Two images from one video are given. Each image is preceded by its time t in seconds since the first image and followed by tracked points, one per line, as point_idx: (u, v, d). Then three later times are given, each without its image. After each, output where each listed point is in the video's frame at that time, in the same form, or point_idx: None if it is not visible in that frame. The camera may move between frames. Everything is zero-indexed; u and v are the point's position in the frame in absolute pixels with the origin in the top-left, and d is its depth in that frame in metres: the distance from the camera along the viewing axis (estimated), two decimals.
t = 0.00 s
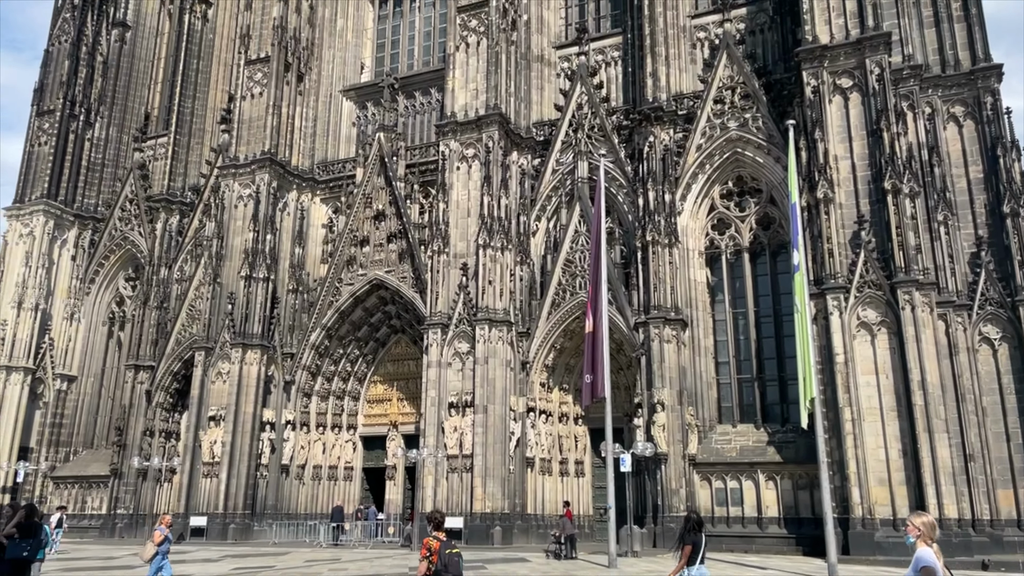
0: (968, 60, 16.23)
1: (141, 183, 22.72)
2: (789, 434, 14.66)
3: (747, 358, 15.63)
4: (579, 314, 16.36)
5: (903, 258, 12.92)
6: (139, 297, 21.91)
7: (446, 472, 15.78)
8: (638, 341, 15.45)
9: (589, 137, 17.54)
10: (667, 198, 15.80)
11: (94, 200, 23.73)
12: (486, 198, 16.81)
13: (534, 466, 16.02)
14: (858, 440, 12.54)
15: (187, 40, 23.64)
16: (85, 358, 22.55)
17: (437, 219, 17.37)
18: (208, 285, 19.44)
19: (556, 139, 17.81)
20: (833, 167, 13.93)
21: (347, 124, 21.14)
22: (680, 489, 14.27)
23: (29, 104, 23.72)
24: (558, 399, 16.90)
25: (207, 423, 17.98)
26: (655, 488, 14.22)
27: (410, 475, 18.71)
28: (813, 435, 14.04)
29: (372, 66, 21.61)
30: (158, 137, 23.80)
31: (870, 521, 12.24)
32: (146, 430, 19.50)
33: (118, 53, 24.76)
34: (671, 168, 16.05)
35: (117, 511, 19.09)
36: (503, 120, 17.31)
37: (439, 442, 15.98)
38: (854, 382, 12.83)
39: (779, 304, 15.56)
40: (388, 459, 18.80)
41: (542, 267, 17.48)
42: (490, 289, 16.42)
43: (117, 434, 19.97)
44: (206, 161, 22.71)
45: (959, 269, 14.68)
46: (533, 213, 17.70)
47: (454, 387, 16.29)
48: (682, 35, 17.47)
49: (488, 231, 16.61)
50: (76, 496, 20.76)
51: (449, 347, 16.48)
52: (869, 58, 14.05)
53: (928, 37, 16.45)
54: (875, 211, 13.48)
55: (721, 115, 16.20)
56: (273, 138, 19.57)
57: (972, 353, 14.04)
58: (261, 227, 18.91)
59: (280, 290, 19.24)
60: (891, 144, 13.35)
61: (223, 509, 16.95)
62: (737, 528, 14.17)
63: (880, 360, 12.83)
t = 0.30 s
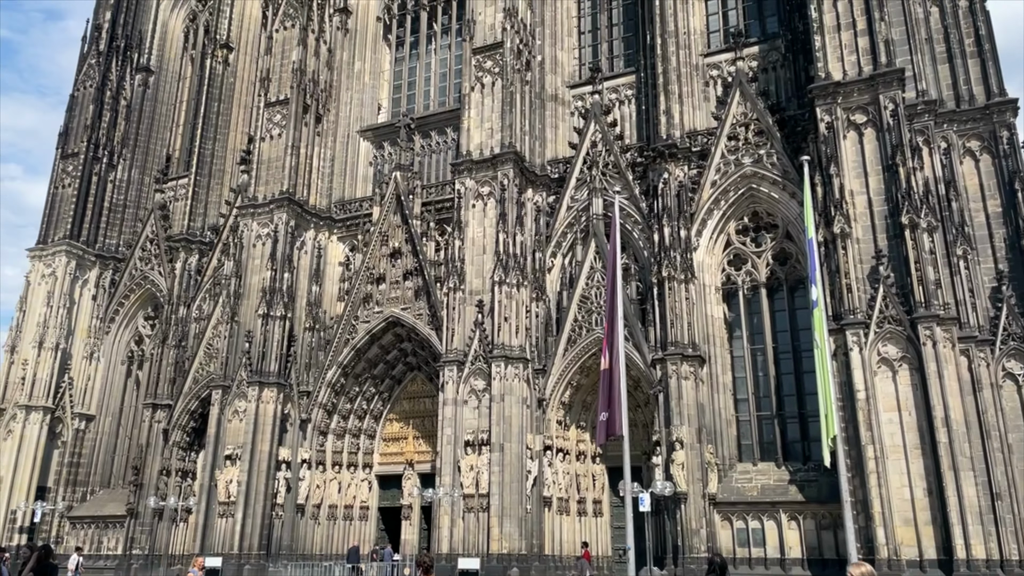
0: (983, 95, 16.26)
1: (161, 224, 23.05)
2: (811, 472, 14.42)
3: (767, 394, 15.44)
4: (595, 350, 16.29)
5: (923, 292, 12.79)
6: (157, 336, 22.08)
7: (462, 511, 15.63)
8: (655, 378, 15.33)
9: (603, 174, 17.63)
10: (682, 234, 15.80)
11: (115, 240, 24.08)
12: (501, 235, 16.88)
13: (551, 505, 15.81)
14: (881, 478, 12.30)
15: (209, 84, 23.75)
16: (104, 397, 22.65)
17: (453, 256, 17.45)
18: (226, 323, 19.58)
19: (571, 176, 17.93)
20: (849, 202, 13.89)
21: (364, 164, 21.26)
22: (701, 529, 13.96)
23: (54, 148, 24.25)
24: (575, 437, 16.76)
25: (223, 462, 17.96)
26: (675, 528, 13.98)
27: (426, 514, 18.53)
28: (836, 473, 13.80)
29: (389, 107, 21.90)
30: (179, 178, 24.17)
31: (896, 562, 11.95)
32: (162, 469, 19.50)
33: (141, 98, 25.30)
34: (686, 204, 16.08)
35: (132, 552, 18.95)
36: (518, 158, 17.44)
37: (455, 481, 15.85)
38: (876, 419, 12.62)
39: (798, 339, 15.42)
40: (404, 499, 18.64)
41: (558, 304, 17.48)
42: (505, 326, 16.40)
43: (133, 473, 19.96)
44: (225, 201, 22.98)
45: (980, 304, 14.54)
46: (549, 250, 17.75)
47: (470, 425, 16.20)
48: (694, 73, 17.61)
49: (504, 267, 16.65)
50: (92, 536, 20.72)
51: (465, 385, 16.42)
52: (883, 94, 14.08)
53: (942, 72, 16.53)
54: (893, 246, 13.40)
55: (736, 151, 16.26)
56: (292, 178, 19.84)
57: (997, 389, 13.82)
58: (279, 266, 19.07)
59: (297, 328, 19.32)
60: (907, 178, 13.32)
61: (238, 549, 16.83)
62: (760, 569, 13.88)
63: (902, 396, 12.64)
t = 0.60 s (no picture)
0: (992, 127, 16.28)
1: (174, 260, 23.24)
2: (827, 508, 14.20)
3: (781, 428, 15.25)
4: (606, 384, 16.19)
5: (937, 325, 12.67)
6: (169, 372, 22.14)
7: (473, 548, 15.41)
8: (668, 412, 15.20)
9: (613, 207, 17.68)
10: (693, 267, 15.77)
11: (129, 276, 24.27)
12: (511, 269, 16.89)
13: (563, 542, 15.58)
14: (899, 514, 12.10)
15: (223, 122, 23.92)
16: (115, 433, 22.65)
17: (463, 289, 17.48)
18: (237, 358, 19.63)
19: (580, 210, 18.00)
20: (860, 234, 13.84)
21: (376, 198, 21.59)
22: (716, 567, 13.67)
23: (71, 185, 24.61)
24: (587, 472, 16.62)
25: (233, 499, 17.85)
26: (690, 565, 13.74)
27: (436, 552, 18.31)
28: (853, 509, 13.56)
29: (400, 142, 22.23)
30: (193, 215, 24.41)
31: None
32: (172, 505, 19.42)
33: (157, 135, 25.66)
34: (696, 237, 16.08)
35: None
36: (528, 192, 17.53)
37: (466, 517, 15.69)
38: (893, 454, 12.45)
39: (812, 372, 15.27)
40: (414, 536, 18.43)
41: (569, 337, 17.44)
42: (516, 359, 16.32)
43: (143, 510, 19.85)
44: (238, 236, 23.15)
45: (996, 336, 14.44)
46: (559, 283, 17.76)
47: (481, 460, 16.06)
48: (703, 107, 17.73)
49: (514, 301, 16.63)
50: (101, 574, 20.60)
51: (476, 419, 16.32)
52: (892, 126, 14.11)
53: (951, 104, 16.63)
54: (905, 278, 13.32)
55: (745, 185, 16.29)
56: (304, 213, 20.00)
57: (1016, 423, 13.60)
58: (290, 300, 19.13)
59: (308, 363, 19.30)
60: (918, 211, 13.27)
61: None
62: None
63: (919, 430, 12.48)
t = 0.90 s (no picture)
0: (997, 160, 16.35)
1: (183, 294, 23.35)
2: (840, 545, 13.98)
3: (792, 463, 15.08)
4: (614, 418, 16.08)
5: (947, 358, 12.58)
6: (175, 406, 22.09)
7: None
8: (677, 447, 15.07)
9: (619, 240, 17.74)
10: (700, 299, 15.75)
11: (137, 310, 24.36)
12: (518, 301, 16.89)
13: None
14: (913, 550, 11.89)
15: (233, 157, 24.25)
16: (120, 468, 22.55)
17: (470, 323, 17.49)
18: (244, 392, 19.61)
19: (586, 243, 18.06)
20: (868, 267, 13.82)
21: (384, 232, 21.70)
22: None
23: (81, 221, 24.84)
24: (596, 508, 16.48)
25: (238, 535, 17.68)
26: None
27: None
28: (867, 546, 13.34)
29: (407, 177, 22.44)
30: (201, 249, 24.55)
31: None
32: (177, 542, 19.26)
33: (167, 171, 25.98)
34: (703, 269, 16.08)
35: None
36: (535, 225, 17.60)
37: (473, 554, 15.49)
38: (906, 489, 12.28)
39: (822, 406, 15.14)
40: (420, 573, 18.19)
41: (576, 370, 17.39)
42: (524, 393, 16.22)
43: (147, 547, 19.65)
44: (246, 271, 23.27)
45: (1008, 369, 14.33)
46: (566, 316, 17.73)
47: (488, 496, 15.89)
48: (708, 140, 17.84)
49: (521, 333, 16.59)
50: None
51: (484, 454, 16.19)
52: (897, 159, 14.17)
53: (955, 137, 16.58)
54: (914, 311, 13.26)
55: (751, 218, 16.34)
56: (312, 247, 20.11)
57: None
58: (297, 334, 19.14)
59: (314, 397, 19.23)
60: (925, 243, 13.27)
61: None
62: None
63: (931, 464, 12.32)
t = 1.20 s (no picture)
0: (999, 196, 16.44)
1: (186, 330, 23.36)
2: None
3: (799, 501, 14.88)
4: (619, 455, 15.93)
5: (954, 394, 12.49)
6: (177, 444, 21.96)
7: None
8: (682, 484, 14.90)
9: (622, 275, 17.76)
10: (704, 334, 15.70)
11: (140, 347, 24.33)
12: (521, 337, 16.86)
13: None
14: None
15: (238, 194, 24.46)
16: (121, 507, 22.33)
17: (473, 358, 17.42)
18: (246, 429, 19.51)
19: (590, 278, 18.09)
20: (872, 302, 13.79)
21: (387, 268, 21.78)
22: None
23: (86, 258, 24.96)
24: (600, 548, 16.17)
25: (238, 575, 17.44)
26: None
27: None
28: None
29: (411, 213, 22.59)
30: (205, 286, 24.63)
31: None
32: None
33: (173, 209, 26.20)
34: (707, 304, 16.07)
35: None
36: (538, 261, 17.64)
37: None
38: (915, 528, 12.10)
39: (828, 443, 15.01)
40: None
41: (580, 406, 17.28)
42: (527, 430, 16.11)
43: None
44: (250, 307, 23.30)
45: (1015, 404, 14.23)
46: (570, 351, 17.68)
47: (492, 535, 15.69)
48: (709, 176, 17.95)
49: (525, 369, 16.53)
50: None
51: (487, 491, 16.01)
52: (898, 195, 14.23)
53: (955, 173, 16.58)
54: (919, 346, 13.19)
55: (754, 253, 16.36)
56: (315, 283, 20.18)
57: None
58: (300, 370, 19.08)
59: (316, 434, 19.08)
60: (929, 279, 13.27)
61: None
62: None
63: (940, 503, 12.16)
